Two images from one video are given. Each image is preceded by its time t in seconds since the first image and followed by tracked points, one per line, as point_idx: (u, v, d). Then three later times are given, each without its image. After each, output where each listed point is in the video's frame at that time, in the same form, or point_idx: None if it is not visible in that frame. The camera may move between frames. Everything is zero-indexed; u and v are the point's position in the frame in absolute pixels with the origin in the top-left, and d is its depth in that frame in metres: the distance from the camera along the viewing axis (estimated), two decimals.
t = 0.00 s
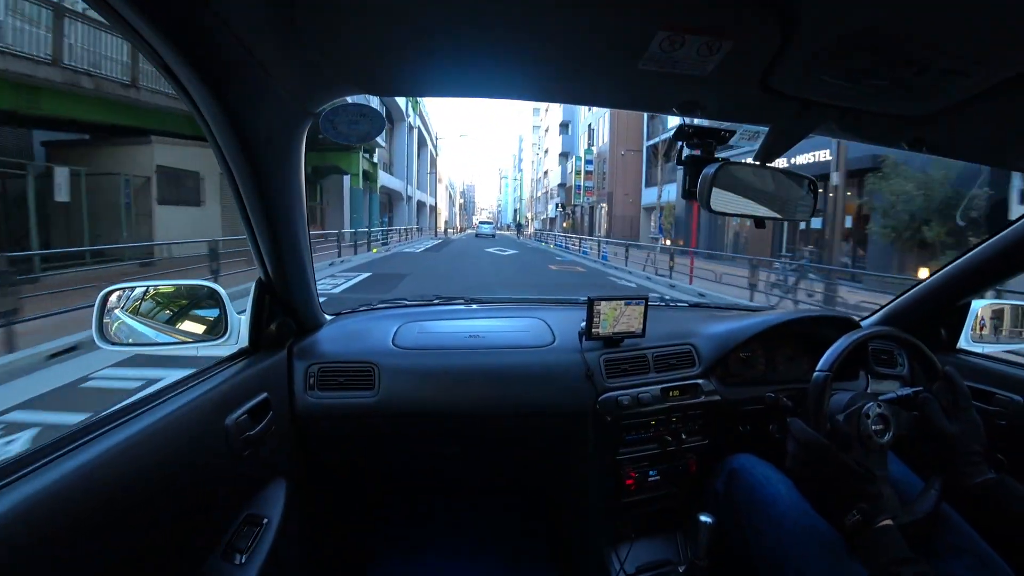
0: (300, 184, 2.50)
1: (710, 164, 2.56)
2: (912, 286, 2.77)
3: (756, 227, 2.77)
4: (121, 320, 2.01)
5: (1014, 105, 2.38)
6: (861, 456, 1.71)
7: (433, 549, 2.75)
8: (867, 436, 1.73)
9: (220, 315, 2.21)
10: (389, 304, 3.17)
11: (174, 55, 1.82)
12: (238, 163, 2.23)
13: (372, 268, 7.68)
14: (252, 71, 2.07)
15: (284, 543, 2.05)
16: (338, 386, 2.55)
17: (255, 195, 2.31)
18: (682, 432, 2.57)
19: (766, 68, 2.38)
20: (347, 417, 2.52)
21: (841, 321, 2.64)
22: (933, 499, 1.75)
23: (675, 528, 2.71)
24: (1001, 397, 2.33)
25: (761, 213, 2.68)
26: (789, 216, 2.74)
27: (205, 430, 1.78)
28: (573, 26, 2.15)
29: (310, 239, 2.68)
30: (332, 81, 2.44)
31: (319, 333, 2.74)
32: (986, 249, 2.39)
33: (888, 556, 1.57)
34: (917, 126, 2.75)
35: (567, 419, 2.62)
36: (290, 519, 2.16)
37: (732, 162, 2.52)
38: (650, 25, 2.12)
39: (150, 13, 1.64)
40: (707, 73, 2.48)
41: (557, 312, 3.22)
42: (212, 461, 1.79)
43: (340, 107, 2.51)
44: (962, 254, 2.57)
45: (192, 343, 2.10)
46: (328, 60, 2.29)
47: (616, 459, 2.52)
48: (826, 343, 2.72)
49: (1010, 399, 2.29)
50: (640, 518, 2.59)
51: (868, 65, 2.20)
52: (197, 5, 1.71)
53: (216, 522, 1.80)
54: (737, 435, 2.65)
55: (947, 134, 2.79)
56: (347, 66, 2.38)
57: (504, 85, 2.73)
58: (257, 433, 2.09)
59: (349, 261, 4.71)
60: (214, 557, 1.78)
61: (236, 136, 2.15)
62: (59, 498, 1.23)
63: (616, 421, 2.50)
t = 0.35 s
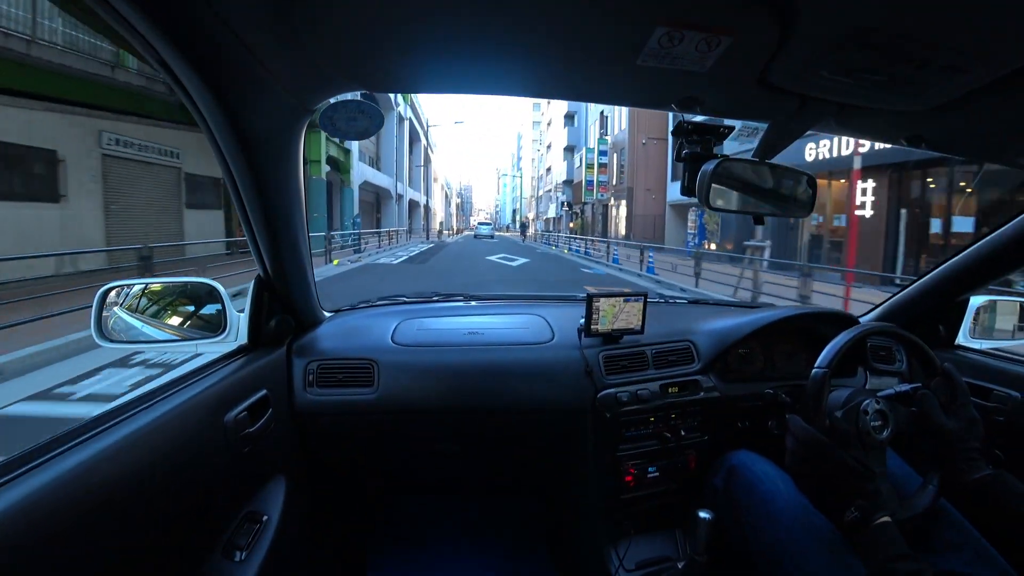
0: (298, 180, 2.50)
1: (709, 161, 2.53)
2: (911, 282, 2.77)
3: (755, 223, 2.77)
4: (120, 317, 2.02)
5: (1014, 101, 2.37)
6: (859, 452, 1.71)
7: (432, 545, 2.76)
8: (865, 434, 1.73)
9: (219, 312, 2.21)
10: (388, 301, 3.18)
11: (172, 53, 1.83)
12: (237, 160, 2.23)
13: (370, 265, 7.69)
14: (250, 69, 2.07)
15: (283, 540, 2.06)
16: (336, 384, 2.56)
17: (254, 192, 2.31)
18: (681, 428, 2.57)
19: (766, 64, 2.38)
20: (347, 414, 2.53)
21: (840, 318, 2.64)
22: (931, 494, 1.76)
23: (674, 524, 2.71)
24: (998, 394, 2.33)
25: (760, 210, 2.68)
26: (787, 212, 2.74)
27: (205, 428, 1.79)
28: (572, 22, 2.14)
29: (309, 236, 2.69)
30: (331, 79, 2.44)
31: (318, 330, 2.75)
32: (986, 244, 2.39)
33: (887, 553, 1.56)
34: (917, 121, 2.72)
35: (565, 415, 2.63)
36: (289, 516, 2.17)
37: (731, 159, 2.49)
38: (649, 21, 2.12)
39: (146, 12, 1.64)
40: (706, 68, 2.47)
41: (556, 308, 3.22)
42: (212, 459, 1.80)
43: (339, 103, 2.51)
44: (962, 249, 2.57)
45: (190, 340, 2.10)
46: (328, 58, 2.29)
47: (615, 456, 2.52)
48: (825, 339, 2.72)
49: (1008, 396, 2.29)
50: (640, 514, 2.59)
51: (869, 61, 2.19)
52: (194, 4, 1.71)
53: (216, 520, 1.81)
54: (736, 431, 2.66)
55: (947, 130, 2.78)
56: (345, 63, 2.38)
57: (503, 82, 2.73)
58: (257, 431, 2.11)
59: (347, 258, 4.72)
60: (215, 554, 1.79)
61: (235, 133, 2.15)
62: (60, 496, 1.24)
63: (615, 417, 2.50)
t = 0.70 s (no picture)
0: (298, 181, 2.50)
1: (710, 160, 2.54)
2: (911, 281, 2.78)
3: (756, 222, 2.77)
4: (120, 318, 2.01)
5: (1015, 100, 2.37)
6: (862, 452, 1.70)
7: (432, 546, 2.76)
8: (866, 434, 1.73)
9: (219, 314, 2.20)
10: (388, 301, 3.18)
11: (170, 53, 1.82)
12: (236, 160, 2.22)
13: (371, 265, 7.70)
14: (249, 69, 2.07)
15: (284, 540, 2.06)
16: (336, 384, 2.56)
17: (253, 192, 2.30)
18: (682, 427, 2.57)
19: (765, 64, 2.37)
20: (347, 414, 2.53)
21: (840, 317, 2.64)
22: (932, 493, 1.77)
23: (674, 525, 2.71)
24: (999, 393, 2.33)
25: (761, 209, 2.68)
26: (788, 211, 2.74)
27: (204, 429, 1.78)
28: (571, 22, 2.14)
29: (310, 236, 2.69)
30: (331, 79, 2.44)
31: (318, 330, 2.74)
32: (986, 243, 2.39)
33: (887, 553, 1.58)
34: (918, 121, 2.72)
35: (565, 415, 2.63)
36: (289, 516, 2.17)
37: (732, 159, 2.49)
38: (649, 21, 2.11)
39: (145, 12, 1.64)
40: (706, 68, 2.46)
41: (556, 308, 3.22)
42: (212, 459, 1.79)
43: (339, 104, 2.51)
44: (963, 248, 2.57)
45: (191, 340, 2.09)
46: (327, 58, 2.29)
47: (615, 456, 2.51)
48: (826, 339, 2.72)
49: (1009, 395, 2.28)
50: (639, 514, 2.60)
51: (869, 60, 2.19)
52: (193, 4, 1.70)
53: (216, 521, 1.81)
54: (736, 431, 2.66)
55: (948, 130, 2.77)
56: (345, 63, 2.38)
57: (504, 82, 2.73)
58: (257, 431, 2.10)
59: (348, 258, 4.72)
60: (215, 554, 1.79)
61: (235, 134, 2.15)
62: (60, 498, 1.24)
63: (616, 417, 2.49)
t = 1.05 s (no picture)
0: (300, 182, 2.51)
1: (710, 161, 2.54)
2: (913, 281, 2.77)
3: (756, 222, 2.77)
4: (121, 319, 2.04)
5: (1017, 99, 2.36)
6: (862, 452, 1.71)
7: (432, 546, 2.76)
8: (865, 434, 1.73)
9: (220, 314, 2.20)
10: (389, 301, 3.19)
11: (171, 53, 1.83)
12: (237, 160, 2.23)
13: (372, 265, 7.73)
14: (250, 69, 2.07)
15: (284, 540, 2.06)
16: (337, 385, 2.56)
17: (255, 193, 2.32)
18: (683, 427, 2.57)
19: (766, 63, 2.37)
20: (347, 415, 2.54)
21: (841, 317, 2.64)
22: (933, 493, 1.76)
23: (674, 525, 2.70)
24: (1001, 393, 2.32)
25: (762, 209, 2.68)
26: (789, 211, 2.74)
27: (205, 429, 1.79)
28: (570, 22, 2.14)
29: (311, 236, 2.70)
30: (331, 79, 2.44)
31: (319, 330, 2.75)
32: (988, 243, 2.38)
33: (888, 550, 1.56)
34: (918, 120, 2.71)
35: (566, 415, 2.63)
36: (290, 516, 2.18)
37: (732, 159, 2.50)
38: (648, 21, 2.11)
39: (145, 13, 1.65)
40: (707, 68, 2.46)
41: (557, 308, 3.22)
42: (212, 459, 1.80)
43: (339, 103, 2.52)
44: (964, 248, 2.56)
45: (193, 341, 2.11)
46: (328, 59, 2.30)
47: (616, 456, 2.52)
48: (827, 339, 2.71)
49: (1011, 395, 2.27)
50: (639, 514, 2.59)
51: (870, 59, 2.18)
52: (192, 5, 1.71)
53: (216, 521, 1.81)
54: (737, 431, 2.65)
55: (950, 130, 2.76)
56: (345, 63, 2.38)
57: (504, 82, 2.73)
58: (257, 431, 2.11)
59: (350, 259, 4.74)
60: (214, 553, 1.80)
61: (236, 135, 2.16)
62: (60, 497, 1.25)
63: (616, 417, 2.50)
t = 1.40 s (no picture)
0: (301, 182, 2.51)
1: (711, 161, 2.54)
2: (914, 282, 2.77)
3: (757, 222, 2.77)
4: (122, 319, 2.02)
5: (1017, 100, 2.36)
6: (865, 451, 1.70)
7: (433, 546, 2.76)
8: (867, 434, 1.73)
9: (221, 314, 2.23)
10: (390, 301, 3.19)
11: (173, 53, 1.83)
12: (238, 160, 2.23)
13: (373, 264, 7.74)
14: (252, 69, 2.07)
15: (285, 539, 2.07)
16: (338, 385, 2.56)
17: (255, 192, 2.32)
18: (684, 428, 2.57)
19: (767, 63, 2.37)
20: (348, 415, 2.54)
21: (842, 317, 2.64)
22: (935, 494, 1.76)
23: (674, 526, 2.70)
24: (1002, 393, 2.32)
25: (762, 209, 2.68)
26: (789, 210, 2.74)
27: (205, 429, 1.79)
28: (571, 22, 2.14)
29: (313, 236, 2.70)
30: (332, 79, 2.44)
31: (319, 330, 2.75)
32: (989, 244, 2.38)
33: (888, 548, 1.56)
34: (920, 120, 2.71)
35: (567, 415, 2.62)
36: (291, 515, 2.18)
37: (733, 159, 2.49)
38: (649, 21, 2.11)
39: (147, 13, 1.65)
40: (707, 68, 2.46)
41: (558, 309, 3.22)
42: (212, 459, 1.80)
43: (340, 104, 2.52)
44: (966, 249, 2.56)
45: (194, 340, 2.15)
46: (329, 59, 2.29)
47: (616, 456, 2.52)
48: (828, 339, 2.71)
49: (1012, 396, 2.27)
50: (640, 515, 2.59)
51: (871, 59, 2.17)
52: (193, 4, 1.71)
53: (216, 521, 1.81)
54: (737, 432, 2.65)
55: (951, 130, 2.76)
56: (347, 64, 2.38)
57: (505, 82, 2.73)
58: (257, 432, 2.10)
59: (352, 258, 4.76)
60: (214, 553, 1.79)
61: (237, 135, 2.16)
62: (60, 497, 1.25)
63: (617, 417, 2.50)
